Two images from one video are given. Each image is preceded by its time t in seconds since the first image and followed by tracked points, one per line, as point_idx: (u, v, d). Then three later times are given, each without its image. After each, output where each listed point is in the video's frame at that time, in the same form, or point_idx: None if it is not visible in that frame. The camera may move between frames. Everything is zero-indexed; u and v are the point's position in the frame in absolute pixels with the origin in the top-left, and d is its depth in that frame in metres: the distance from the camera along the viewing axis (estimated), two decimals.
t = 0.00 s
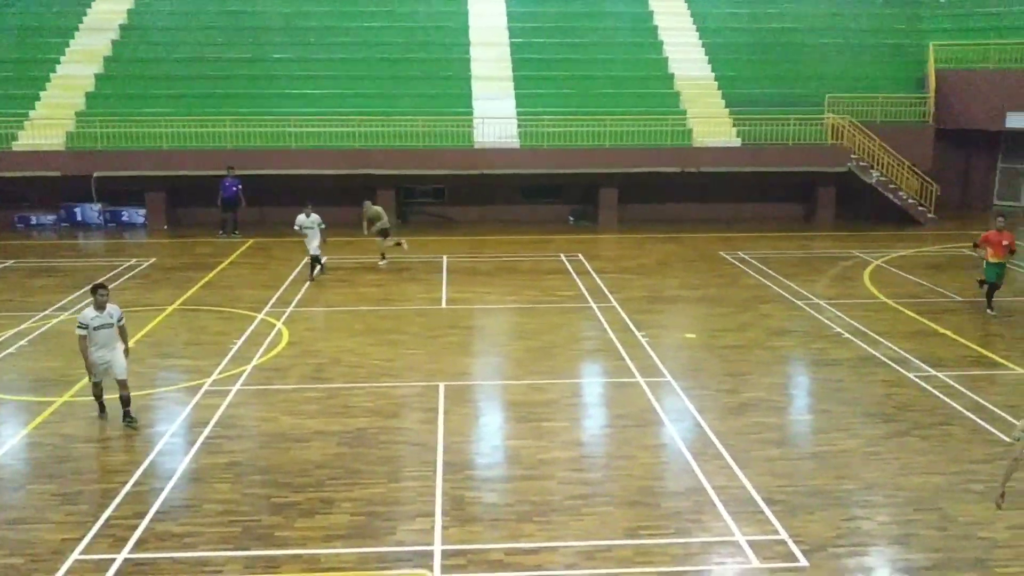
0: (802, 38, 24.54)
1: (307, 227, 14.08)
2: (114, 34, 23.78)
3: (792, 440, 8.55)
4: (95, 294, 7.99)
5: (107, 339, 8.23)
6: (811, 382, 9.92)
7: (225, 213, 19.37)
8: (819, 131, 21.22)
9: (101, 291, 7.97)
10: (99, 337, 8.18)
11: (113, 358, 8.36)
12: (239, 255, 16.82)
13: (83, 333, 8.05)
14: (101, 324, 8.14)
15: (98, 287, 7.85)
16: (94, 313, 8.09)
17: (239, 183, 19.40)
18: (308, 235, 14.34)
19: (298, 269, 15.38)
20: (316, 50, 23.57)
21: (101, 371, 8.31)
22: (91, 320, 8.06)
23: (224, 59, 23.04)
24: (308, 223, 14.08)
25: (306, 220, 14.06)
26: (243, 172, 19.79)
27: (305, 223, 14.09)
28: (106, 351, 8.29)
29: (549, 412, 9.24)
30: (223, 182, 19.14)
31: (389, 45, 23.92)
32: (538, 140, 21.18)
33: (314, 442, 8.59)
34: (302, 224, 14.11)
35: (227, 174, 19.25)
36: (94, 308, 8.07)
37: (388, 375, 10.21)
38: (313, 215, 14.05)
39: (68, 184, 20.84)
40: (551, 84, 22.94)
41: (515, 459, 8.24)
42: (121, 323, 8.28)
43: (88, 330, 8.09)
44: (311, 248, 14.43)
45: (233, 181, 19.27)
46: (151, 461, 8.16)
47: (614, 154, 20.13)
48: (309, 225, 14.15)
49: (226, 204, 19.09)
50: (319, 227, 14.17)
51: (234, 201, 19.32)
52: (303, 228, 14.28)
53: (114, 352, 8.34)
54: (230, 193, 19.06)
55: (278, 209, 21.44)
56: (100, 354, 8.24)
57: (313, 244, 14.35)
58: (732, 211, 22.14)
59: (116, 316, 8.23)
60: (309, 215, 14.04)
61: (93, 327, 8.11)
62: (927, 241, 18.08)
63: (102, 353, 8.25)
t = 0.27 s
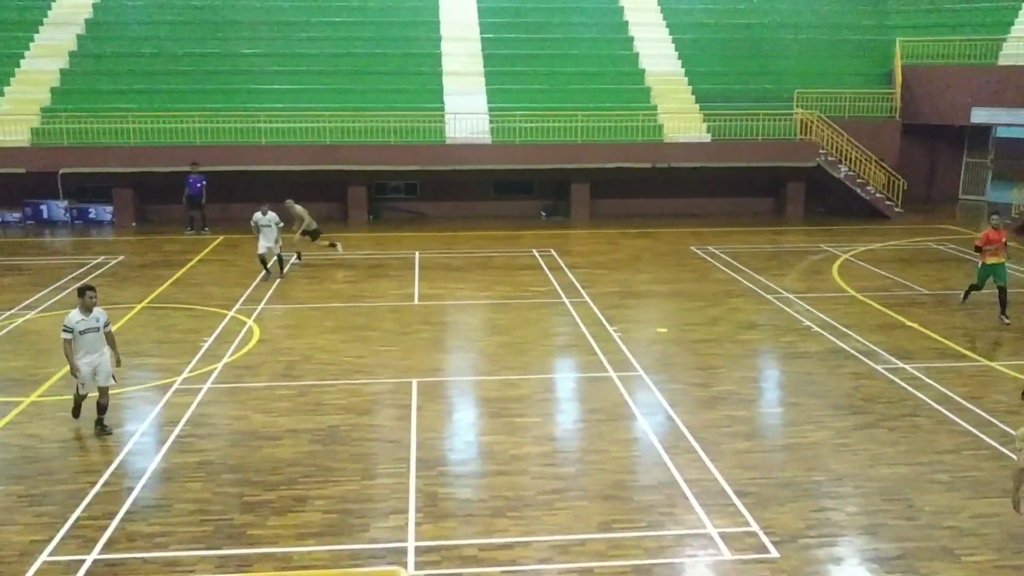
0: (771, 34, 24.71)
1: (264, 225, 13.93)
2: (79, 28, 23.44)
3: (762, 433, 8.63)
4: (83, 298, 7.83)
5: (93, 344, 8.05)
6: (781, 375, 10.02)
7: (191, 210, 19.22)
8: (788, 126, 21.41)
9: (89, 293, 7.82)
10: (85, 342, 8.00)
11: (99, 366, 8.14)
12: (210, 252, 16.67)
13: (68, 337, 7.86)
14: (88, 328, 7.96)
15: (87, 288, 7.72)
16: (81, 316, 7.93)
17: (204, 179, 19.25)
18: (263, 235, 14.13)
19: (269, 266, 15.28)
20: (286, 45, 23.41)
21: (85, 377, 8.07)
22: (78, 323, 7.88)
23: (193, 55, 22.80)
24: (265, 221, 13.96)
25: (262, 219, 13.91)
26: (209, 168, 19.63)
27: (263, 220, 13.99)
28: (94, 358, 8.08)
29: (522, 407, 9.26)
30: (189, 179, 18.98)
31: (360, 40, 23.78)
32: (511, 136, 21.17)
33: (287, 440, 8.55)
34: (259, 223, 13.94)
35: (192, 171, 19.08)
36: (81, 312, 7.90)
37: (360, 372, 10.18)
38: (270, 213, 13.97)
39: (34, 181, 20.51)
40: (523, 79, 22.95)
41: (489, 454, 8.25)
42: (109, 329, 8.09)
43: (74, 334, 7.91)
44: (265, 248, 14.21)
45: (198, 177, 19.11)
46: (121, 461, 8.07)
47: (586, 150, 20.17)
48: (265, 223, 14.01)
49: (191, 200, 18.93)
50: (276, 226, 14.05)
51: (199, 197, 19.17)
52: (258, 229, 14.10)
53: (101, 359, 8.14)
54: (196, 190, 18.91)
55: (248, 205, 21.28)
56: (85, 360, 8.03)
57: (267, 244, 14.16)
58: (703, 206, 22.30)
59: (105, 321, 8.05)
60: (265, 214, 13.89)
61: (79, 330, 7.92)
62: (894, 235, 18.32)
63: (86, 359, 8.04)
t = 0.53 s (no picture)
0: (760, 33, 24.76)
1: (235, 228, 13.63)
2: (66, 26, 23.30)
3: (752, 430, 8.65)
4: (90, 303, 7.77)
5: (100, 350, 7.97)
6: (770, 372, 10.06)
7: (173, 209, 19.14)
8: (777, 125, 21.57)
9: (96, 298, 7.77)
10: (91, 348, 7.91)
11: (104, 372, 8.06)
12: (199, 251, 16.61)
13: (73, 342, 7.78)
14: (94, 333, 7.88)
15: (94, 293, 7.66)
16: (87, 322, 7.86)
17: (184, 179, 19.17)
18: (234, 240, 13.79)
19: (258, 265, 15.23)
20: (275, 43, 23.33)
21: (90, 383, 7.97)
22: (84, 328, 7.81)
23: (180, 53, 22.70)
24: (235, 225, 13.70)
25: (233, 221, 13.61)
26: (194, 167, 19.55)
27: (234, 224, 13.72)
28: (99, 364, 8.00)
29: (513, 405, 9.26)
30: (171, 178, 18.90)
31: (349, 38, 23.72)
32: (500, 135, 21.16)
33: (277, 439, 8.52)
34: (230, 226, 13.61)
35: (173, 171, 19.00)
36: (88, 317, 7.84)
37: (350, 371, 10.17)
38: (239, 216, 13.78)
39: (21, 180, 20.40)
40: (512, 78, 22.94)
41: (479, 453, 8.25)
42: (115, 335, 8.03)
43: (81, 339, 7.83)
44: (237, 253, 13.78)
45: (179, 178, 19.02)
46: (109, 461, 8.03)
47: (575, 148, 20.16)
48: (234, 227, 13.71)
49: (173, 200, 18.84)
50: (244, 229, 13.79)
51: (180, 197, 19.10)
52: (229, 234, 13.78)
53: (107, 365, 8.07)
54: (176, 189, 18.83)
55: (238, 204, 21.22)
56: (90, 366, 7.94)
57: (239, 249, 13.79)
58: (693, 204, 22.35)
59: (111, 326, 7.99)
60: (235, 216, 13.62)
61: (85, 335, 7.84)
62: (883, 233, 18.41)
63: (91, 365, 7.94)
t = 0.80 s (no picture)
0: (769, 31, 24.70)
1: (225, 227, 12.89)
2: (76, 25, 23.38)
3: (760, 429, 8.63)
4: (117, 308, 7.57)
5: (125, 356, 7.80)
6: (779, 371, 10.04)
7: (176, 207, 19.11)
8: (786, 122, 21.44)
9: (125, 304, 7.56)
10: (117, 353, 7.74)
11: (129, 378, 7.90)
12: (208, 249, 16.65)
13: (98, 345, 7.63)
14: (121, 338, 7.70)
15: (122, 300, 7.45)
16: (116, 327, 7.68)
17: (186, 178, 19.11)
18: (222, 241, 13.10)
19: (267, 264, 15.27)
20: (283, 42, 23.36)
21: (113, 388, 7.84)
22: (111, 333, 7.64)
23: (189, 52, 22.76)
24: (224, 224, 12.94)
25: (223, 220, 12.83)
26: (204, 165, 19.58)
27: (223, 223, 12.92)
28: (124, 369, 7.83)
29: (521, 404, 9.26)
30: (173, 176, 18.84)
31: (357, 37, 23.76)
32: (508, 133, 21.16)
33: (286, 437, 8.55)
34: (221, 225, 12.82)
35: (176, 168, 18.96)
36: (116, 321, 7.66)
37: (359, 369, 10.19)
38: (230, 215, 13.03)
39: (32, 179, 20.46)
40: (520, 77, 22.94)
41: (487, 451, 8.25)
42: (141, 343, 7.81)
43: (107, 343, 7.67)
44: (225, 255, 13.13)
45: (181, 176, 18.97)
46: (118, 459, 8.06)
47: (583, 147, 20.13)
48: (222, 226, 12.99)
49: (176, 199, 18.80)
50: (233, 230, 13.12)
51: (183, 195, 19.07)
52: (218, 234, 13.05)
53: (132, 372, 7.89)
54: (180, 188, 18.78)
55: (246, 202, 21.27)
56: (115, 371, 7.79)
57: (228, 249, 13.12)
58: (702, 202, 22.31)
59: (138, 334, 7.77)
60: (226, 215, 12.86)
61: (111, 340, 7.66)
62: (893, 231, 18.32)
63: (116, 369, 7.78)
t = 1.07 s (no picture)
0: (808, 24, 24.38)
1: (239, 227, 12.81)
2: (118, 24, 23.76)
3: (798, 427, 8.54)
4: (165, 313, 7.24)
5: (176, 364, 7.46)
6: (817, 369, 9.92)
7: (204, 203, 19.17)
8: (825, 117, 21.09)
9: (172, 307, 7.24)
10: (166, 361, 7.40)
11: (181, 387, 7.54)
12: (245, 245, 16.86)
13: (148, 353, 7.28)
14: (170, 344, 7.37)
15: (172, 304, 7.16)
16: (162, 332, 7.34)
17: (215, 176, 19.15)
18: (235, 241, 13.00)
19: (303, 259, 15.40)
20: (320, 39, 23.54)
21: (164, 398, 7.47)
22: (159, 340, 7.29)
23: (227, 50, 23.02)
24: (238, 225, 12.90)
25: (237, 220, 12.78)
26: (242, 162, 19.80)
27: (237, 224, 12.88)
28: (176, 378, 7.48)
29: (556, 400, 9.25)
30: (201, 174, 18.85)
31: (393, 34, 23.87)
32: (542, 129, 21.12)
33: (322, 431, 8.62)
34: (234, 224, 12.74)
35: (204, 165, 19.04)
36: (163, 327, 7.32)
37: (394, 364, 10.25)
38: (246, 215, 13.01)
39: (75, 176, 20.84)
40: (556, 72, 22.91)
41: (522, 447, 8.26)
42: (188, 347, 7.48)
43: (155, 351, 7.33)
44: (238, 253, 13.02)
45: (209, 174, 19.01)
46: (158, 451, 8.19)
47: (618, 142, 20.01)
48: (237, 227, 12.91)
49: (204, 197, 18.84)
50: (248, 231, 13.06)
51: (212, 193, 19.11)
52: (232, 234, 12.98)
53: (183, 381, 7.53)
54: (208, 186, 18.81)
55: (283, 198, 21.52)
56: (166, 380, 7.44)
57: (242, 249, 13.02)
58: (738, 198, 22.12)
59: (186, 338, 7.44)
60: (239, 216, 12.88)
61: (158, 347, 7.32)
62: (934, 227, 18.01)
63: (167, 378, 7.44)
